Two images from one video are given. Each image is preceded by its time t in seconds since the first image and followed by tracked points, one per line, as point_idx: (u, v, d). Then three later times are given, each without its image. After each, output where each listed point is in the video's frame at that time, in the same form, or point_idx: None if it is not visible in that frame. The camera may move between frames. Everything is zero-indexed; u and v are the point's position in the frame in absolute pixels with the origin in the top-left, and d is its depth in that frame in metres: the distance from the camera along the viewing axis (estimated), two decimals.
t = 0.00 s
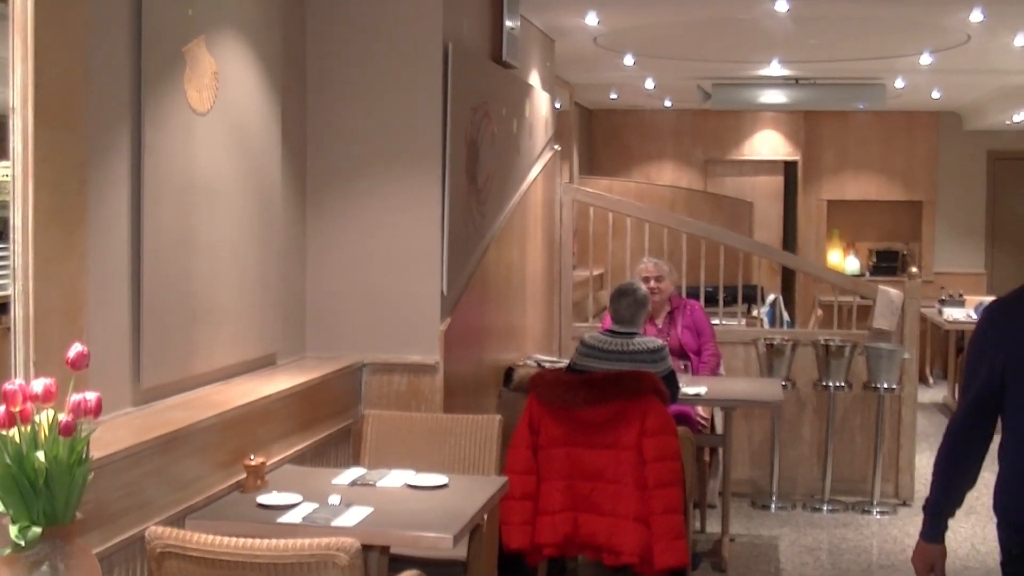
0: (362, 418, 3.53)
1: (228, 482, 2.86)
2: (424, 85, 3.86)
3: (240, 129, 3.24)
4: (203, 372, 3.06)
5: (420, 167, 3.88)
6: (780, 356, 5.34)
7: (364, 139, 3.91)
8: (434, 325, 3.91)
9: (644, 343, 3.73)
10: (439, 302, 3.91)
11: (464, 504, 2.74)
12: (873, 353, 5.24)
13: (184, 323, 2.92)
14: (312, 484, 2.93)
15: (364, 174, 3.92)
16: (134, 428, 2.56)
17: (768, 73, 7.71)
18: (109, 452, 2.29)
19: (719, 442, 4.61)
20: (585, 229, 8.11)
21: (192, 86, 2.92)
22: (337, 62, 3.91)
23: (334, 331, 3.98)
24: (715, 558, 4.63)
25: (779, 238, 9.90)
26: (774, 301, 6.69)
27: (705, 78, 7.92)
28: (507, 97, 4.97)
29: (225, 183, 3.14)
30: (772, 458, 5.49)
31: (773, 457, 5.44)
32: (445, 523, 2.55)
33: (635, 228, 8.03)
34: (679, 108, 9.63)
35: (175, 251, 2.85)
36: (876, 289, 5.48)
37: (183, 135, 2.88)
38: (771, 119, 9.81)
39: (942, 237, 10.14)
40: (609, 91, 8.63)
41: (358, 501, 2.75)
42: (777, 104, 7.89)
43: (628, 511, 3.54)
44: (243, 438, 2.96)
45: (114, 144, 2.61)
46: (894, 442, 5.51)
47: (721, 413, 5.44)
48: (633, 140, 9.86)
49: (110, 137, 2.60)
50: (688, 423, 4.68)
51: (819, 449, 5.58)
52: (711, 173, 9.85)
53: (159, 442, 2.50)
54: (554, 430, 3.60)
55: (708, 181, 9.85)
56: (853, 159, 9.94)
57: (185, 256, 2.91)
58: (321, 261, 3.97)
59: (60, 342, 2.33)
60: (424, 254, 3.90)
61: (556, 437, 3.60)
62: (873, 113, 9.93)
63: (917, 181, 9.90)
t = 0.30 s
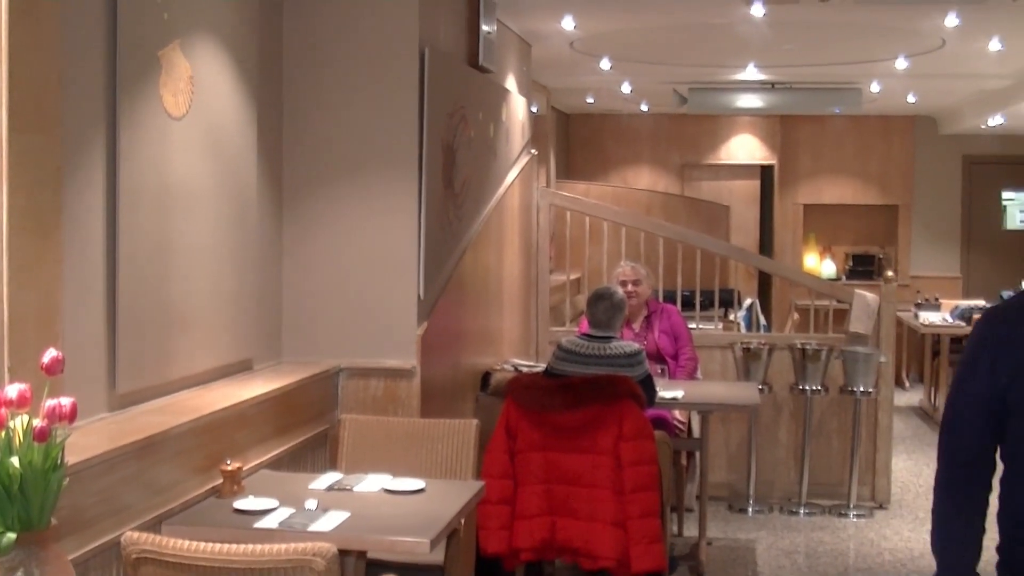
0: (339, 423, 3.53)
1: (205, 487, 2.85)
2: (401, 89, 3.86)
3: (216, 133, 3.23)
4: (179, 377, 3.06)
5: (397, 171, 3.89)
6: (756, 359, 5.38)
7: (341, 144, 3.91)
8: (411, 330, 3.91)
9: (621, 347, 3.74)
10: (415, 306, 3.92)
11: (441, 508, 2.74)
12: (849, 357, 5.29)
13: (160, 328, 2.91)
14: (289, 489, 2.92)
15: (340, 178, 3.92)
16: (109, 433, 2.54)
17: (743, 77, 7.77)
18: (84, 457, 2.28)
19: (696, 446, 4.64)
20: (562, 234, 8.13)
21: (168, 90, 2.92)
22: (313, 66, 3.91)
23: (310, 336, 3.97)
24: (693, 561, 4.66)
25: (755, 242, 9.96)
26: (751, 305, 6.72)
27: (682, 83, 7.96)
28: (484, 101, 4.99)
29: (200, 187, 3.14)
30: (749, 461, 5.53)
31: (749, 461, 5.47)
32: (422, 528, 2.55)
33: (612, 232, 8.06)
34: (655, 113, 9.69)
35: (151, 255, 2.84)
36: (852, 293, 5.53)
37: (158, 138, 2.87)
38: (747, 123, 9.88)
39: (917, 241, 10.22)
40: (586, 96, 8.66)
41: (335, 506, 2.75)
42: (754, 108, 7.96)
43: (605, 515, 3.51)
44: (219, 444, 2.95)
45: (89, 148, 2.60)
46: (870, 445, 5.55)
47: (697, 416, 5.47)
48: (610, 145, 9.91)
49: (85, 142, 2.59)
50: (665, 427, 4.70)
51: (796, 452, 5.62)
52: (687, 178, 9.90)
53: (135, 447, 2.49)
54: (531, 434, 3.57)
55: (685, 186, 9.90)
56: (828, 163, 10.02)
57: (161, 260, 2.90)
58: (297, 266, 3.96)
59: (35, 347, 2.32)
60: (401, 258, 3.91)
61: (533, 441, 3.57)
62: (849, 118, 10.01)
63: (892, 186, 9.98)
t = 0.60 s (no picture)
0: (323, 425, 3.52)
1: (189, 489, 2.85)
2: (385, 90, 3.87)
3: (199, 135, 3.23)
4: (163, 379, 3.05)
5: (381, 172, 3.89)
6: (741, 360, 5.39)
7: (325, 145, 3.91)
8: (395, 331, 3.91)
9: (606, 348, 3.75)
10: (400, 308, 3.92)
11: (426, 510, 2.75)
12: (834, 358, 5.31)
13: (144, 330, 2.90)
14: (273, 491, 2.92)
15: (325, 179, 3.92)
16: (93, 435, 2.54)
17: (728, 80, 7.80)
18: (68, 459, 2.27)
19: (681, 447, 4.65)
20: (547, 236, 8.15)
21: (151, 91, 2.91)
22: (296, 68, 3.90)
23: (295, 338, 3.97)
24: (677, 562, 4.67)
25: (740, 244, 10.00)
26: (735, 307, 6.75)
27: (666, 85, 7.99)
28: (467, 103, 4.99)
29: (184, 190, 3.13)
30: (734, 462, 5.55)
31: (734, 462, 5.49)
32: (406, 529, 2.55)
33: (596, 234, 8.08)
34: (640, 114, 9.72)
35: (135, 258, 2.84)
36: (835, 294, 5.56)
37: (142, 141, 2.86)
38: (732, 125, 9.90)
39: (901, 242, 10.28)
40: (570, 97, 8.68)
41: (320, 508, 2.75)
42: (737, 110, 8.05)
43: (590, 516, 3.51)
44: (203, 446, 2.95)
45: (72, 150, 2.60)
46: (853, 446, 5.58)
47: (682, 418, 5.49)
48: (594, 146, 9.94)
49: (68, 144, 2.58)
50: (650, 428, 4.71)
51: (780, 453, 5.64)
52: (672, 180, 9.92)
53: (119, 449, 2.49)
54: (516, 435, 3.57)
55: (670, 187, 9.93)
56: (811, 165, 10.07)
57: (145, 262, 2.89)
58: (282, 267, 3.96)
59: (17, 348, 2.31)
60: (385, 259, 3.91)
61: (518, 443, 3.57)
62: (833, 119, 10.05)
63: (875, 187, 10.04)
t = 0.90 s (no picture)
0: (307, 426, 3.52)
1: (172, 491, 2.84)
2: (369, 91, 3.86)
3: (182, 135, 3.21)
4: (146, 380, 3.04)
5: (365, 173, 3.88)
6: (724, 361, 5.41)
7: (308, 146, 3.90)
8: (378, 331, 3.91)
9: (592, 345, 3.77)
10: (384, 308, 3.91)
11: (409, 510, 2.75)
12: (817, 358, 5.34)
13: (126, 331, 2.89)
14: (256, 491, 2.91)
15: (308, 180, 3.91)
16: (75, 437, 2.53)
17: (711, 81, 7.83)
18: (49, 461, 2.27)
19: (664, 447, 4.67)
20: (531, 236, 8.16)
21: (134, 92, 2.90)
22: (279, 68, 3.90)
23: (278, 338, 3.96)
24: (661, 562, 4.69)
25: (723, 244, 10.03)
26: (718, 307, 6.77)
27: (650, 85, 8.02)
28: (451, 104, 4.99)
29: (167, 191, 3.12)
30: (717, 462, 5.57)
31: (717, 461, 5.51)
32: (388, 530, 2.55)
33: (580, 234, 8.09)
34: (624, 114, 9.75)
35: (117, 258, 2.83)
36: (818, 294, 5.59)
37: (124, 140, 2.85)
38: (716, 125, 9.93)
39: (883, 243, 10.33)
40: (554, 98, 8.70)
41: (303, 508, 2.75)
42: (720, 110, 8.06)
43: (574, 517, 3.51)
44: (186, 447, 2.94)
45: (54, 150, 2.59)
46: (836, 446, 5.61)
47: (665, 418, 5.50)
48: (579, 147, 9.97)
49: (50, 144, 2.57)
50: (633, 428, 4.73)
51: (763, 453, 5.67)
52: (656, 180, 9.95)
53: (101, 450, 2.48)
54: (499, 436, 3.57)
55: (653, 187, 9.95)
56: (794, 166, 10.11)
57: (127, 263, 2.88)
58: (265, 267, 3.95)
59: None
60: (369, 260, 3.91)
61: (501, 443, 3.57)
62: (816, 120, 10.09)
63: (857, 188, 10.09)
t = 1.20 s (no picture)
0: (285, 430, 3.52)
1: (149, 495, 2.83)
2: (347, 95, 3.86)
3: (159, 139, 3.20)
4: (122, 384, 3.03)
5: (343, 176, 3.88)
6: (702, 364, 5.43)
7: (286, 149, 3.89)
8: (356, 335, 3.90)
9: (569, 347, 3.75)
10: (361, 312, 3.91)
11: (387, 515, 2.75)
12: (794, 361, 5.37)
13: (103, 335, 2.88)
14: (234, 496, 2.91)
15: (286, 184, 3.91)
16: (50, 441, 2.51)
17: (689, 85, 7.87)
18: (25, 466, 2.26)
19: (642, 450, 4.68)
20: (509, 240, 8.17)
21: (110, 95, 2.88)
22: (257, 70, 3.89)
23: (255, 343, 3.96)
24: (639, 565, 4.71)
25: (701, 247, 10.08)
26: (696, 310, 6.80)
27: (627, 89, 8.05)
28: (429, 107, 5.00)
29: (143, 194, 3.10)
30: (696, 465, 5.60)
31: (696, 464, 5.54)
32: (366, 535, 2.55)
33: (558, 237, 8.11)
34: (601, 117, 9.79)
35: (94, 262, 2.81)
36: (796, 297, 5.62)
37: (100, 144, 2.84)
38: (694, 129, 9.96)
39: (860, 246, 10.40)
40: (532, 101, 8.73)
41: (280, 513, 2.74)
42: (698, 113, 8.17)
43: (552, 520, 3.51)
44: (163, 452, 2.93)
45: (29, 155, 2.57)
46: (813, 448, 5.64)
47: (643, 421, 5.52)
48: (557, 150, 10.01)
49: (25, 148, 2.56)
50: (611, 432, 4.74)
51: (741, 455, 5.70)
52: (634, 184, 9.99)
53: (76, 455, 2.47)
54: (478, 439, 3.58)
55: (631, 191, 9.99)
56: (771, 170, 10.17)
57: (103, 267, 2.87)
58: (242, 271, 3.94)
59: None
60: (346, 264, 3.90)
61: (480, 447, 3.57)
62: (793, 124, 10.16)
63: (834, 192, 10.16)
